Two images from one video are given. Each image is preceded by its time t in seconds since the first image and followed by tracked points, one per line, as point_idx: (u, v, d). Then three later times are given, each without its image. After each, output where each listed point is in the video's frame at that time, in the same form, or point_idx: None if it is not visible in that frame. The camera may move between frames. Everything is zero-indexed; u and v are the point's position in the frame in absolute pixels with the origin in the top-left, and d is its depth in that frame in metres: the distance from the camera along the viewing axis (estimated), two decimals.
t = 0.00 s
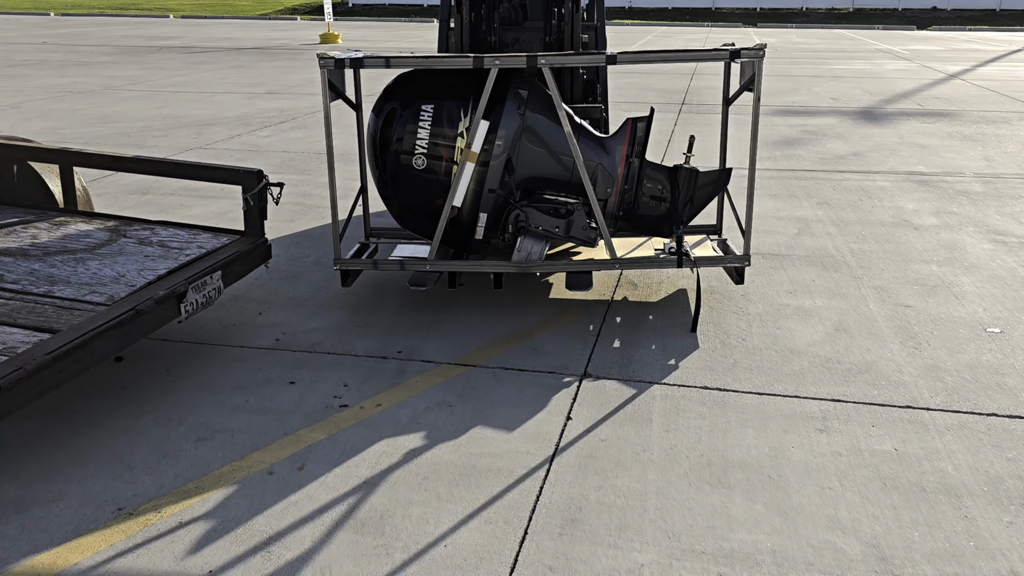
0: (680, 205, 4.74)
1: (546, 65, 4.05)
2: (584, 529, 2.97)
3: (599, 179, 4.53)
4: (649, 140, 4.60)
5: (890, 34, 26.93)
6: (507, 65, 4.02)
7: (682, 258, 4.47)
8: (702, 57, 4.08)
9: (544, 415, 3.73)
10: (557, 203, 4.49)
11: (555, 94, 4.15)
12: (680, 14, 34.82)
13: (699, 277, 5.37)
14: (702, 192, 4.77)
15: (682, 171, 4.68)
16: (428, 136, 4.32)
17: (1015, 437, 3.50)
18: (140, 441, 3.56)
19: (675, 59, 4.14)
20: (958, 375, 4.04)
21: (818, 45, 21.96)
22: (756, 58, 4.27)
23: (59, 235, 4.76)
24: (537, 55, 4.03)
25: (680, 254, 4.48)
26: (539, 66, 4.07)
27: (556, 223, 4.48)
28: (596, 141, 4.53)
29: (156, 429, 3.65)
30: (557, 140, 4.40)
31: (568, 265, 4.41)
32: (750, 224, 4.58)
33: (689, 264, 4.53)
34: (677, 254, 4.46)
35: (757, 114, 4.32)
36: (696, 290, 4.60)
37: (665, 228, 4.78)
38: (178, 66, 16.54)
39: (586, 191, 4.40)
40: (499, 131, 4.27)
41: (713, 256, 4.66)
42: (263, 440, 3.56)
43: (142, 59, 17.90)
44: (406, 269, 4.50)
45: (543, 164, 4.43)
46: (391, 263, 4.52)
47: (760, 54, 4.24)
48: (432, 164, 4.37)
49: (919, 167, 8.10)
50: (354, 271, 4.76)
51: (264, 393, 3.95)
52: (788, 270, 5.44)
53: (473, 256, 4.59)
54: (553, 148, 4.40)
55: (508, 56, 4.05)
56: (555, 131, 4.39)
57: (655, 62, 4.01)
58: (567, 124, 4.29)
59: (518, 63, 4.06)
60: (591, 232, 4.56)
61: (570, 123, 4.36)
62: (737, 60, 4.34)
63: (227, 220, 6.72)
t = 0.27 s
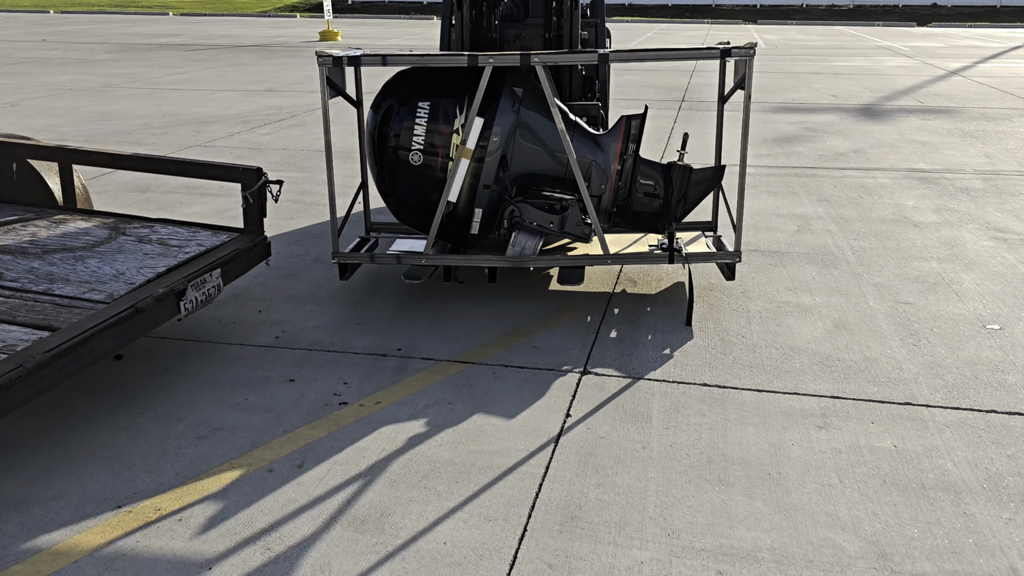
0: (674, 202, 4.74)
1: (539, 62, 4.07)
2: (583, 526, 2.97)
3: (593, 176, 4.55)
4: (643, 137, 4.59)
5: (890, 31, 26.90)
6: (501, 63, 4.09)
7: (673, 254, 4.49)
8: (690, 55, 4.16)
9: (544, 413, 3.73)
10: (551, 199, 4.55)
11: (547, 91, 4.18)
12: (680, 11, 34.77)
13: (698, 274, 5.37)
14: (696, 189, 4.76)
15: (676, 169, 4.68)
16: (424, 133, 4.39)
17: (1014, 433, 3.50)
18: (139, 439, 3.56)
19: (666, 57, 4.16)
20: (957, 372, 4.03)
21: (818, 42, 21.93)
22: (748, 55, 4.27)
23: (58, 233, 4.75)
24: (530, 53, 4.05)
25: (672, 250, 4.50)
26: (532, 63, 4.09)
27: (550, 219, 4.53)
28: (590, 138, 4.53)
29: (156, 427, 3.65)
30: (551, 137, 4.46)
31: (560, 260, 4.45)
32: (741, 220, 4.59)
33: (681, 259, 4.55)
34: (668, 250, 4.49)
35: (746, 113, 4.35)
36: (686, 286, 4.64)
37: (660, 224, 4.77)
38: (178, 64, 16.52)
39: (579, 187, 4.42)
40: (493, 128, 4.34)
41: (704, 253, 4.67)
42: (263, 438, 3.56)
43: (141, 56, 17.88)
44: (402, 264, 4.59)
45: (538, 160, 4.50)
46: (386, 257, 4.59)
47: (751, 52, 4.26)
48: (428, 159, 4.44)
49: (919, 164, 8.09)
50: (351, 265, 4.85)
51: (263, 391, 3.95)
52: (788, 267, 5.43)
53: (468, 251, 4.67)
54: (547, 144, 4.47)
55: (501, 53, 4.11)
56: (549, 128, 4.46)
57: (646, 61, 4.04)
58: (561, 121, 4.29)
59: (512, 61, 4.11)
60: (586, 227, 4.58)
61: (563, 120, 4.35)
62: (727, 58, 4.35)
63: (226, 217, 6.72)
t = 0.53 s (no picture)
0: (665, 198, 4.71)
1: (529, 61, 4.15)
2: (580, 524, 2.97)
3: (584, 173, 4.61)
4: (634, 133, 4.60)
5: (888, 29, 26.92)
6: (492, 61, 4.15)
7: (661, 250, 4.58)
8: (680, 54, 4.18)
9: (541, 410, 3.74)
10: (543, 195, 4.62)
11: (537, 89, 4.26)
12: (678, 9, 34.75)
13: (695, 272, 5.37)
14: (689, 187, 4.72)
15: (667, 165, 4.66)
16: (418, 129, 4.47)
17: (1011, 430, 3.51)
18: (136, 437, 3.56)
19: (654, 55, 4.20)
20: (954, 369, 4.04)
21: (816, 40, 21.93)
22: (736, 53, 4.29)
23: (55, 232, 4.76)
24: (520, 51, 4.11)
25: (660, 246, 4.56)
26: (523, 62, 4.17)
27: (542, 215, 4.60)
28: (582, 136, 4.60)
29: (154, 425, 3.65)
30: (543, 134, 4.53)
31: (551, 255, 4.49)
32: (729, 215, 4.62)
33: (669, 255, 4.61)
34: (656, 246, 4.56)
35: (735, 111, 4.36)
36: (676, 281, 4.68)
37: (651, 220, 4.74)
38: (175, 63, 16.49)
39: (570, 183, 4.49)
40: (485, 125, 4.42)
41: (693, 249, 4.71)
42: (261, 436, 3.57)
43: (139, 55, 17.85)
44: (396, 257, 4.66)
45: (529, 157, 4.56)
46: (381, 251, 4.67)
47: (739, 51, 4.28)
48: (421, 156, 4.52)
49: (916, 162, 8.09)
50: (347, 259, 4.95)
51: (261, 389, 3.96)
52: (785, 265, 5.44)
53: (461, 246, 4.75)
54: (538, 141, 4.54)
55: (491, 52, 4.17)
56: (541, 125, 4.52)
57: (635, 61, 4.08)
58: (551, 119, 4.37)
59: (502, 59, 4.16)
60: (577, 223, 4.67)
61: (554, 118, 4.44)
62: (717, 57, 4.40)
63: (224, 216, 6.72)
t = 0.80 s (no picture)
0: (657, 195, 4.77)
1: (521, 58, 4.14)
2: (579, 521, 2.98)
3: (577, 169, 4.60)
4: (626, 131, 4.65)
5: (886, 28, 26.94)
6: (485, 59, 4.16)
7: (651, 245, 4.57)
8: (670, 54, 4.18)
9: (539, 409, 3.75)
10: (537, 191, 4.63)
11: (529, 86, 4.25)
12: (676, 7, 34.75)
13: (693, 270, 5.38)
14: (679, 183, 4.80)
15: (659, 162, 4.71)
16: (413, 125, 4.49)
17: (1007, 427, 3.52)
18: (136, 436, 3.57)
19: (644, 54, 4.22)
20: (951, 366, 4.05)
21: (813, 38, 21.94)
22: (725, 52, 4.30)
23: (54, 231, 4.76)
24: (513, 50, 4.12)
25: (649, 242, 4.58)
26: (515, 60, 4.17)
27: (536, 211, 4.61)
28: (575, 132, 4.59)
29: (153, 425, 3.65)
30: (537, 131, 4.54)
31: (543, 250, 4.53)
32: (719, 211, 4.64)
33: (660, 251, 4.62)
34: (646, 241, 4.58)
35: (724, 110, 4.38)
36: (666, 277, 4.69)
37: (643, 216, 4.80)
38: (173, 62, 16.48)
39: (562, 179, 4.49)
40: (479, 121, 4.45)
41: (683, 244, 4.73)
42: (260, 435, 3.57)
43: (136, 54, 17.83)
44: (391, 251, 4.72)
45: (523, 153, 4.58)
46: (376, 245, 4.73)
47: (728, 49, 4.28)
48: (416, 152, 4.54)
49: (914, 160, 8.11)
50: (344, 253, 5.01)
51: (260, 388, 3.96)
52: (782, 263, 5.45)
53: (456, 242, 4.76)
54: (532, 138, 4.54)
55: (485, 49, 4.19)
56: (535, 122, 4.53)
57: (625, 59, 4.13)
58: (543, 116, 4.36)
59: (495, 57, 4.19)
60: (570, 219, 4.67)
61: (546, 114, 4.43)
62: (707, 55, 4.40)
63: (222, 216, 6.72)
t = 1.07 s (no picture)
0: (651, 193, 4.82)
1: (516, 57, 4.16)
2: (578, 519, 2.99)
3: (573, 167, 4.63)
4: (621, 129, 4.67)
5: (884, 27, 26.96)
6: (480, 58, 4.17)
7: (644, 242, 4.58)
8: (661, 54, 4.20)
9: (538, 407, 3.76)
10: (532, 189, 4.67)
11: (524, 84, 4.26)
12: (675, 6, 34.77)
13: (691, 268, 5.40)
14: (672, 181, 4.86)
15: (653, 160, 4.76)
16: (410, 124, 4.50)
17: (1005, 425, 3.54)
18: (137, 435, 3.58)
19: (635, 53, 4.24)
20: (949, 365, 4.07)
21: (812, 37, 21.96)
22: (717, 52, 4.32)
23: (54, 231, 4.76)
24: (508, 49, 4.13)
25: (643, 239, 4.58)
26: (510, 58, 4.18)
27: (531, 208, 4.65)
28: (570, 130, 4.62)
29: (153, 424, 3.66)
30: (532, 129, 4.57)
31: (540, 246, 4.55)
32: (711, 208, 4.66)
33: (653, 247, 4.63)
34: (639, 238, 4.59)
35: (716, 109, 4.39)
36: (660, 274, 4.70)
37: (637, 213, 4.86)
38: (171, 62, 16.47)
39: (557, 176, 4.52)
40: (475, 119, 4.47)
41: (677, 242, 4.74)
42: (260, 434, 3.58)
43: (135, 55, 17.81)
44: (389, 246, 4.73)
45: (519, 151, 4.61)
46: (375, 240, 4.74)
47: (719, 49, 4.29)
48: (413, 150, 4.56)
49: (912, 159, 8.12)
50: (342, 249, 5.02)
51: (260, 387, 3.97)
52: (780, 262, 5.46)
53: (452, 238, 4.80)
54: (527, 136, 4.56)
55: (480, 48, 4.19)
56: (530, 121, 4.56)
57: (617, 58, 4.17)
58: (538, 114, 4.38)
59: (490, 56, 4.19)
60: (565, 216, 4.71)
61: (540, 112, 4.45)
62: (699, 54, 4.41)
63: (221, 216, 6.72)
